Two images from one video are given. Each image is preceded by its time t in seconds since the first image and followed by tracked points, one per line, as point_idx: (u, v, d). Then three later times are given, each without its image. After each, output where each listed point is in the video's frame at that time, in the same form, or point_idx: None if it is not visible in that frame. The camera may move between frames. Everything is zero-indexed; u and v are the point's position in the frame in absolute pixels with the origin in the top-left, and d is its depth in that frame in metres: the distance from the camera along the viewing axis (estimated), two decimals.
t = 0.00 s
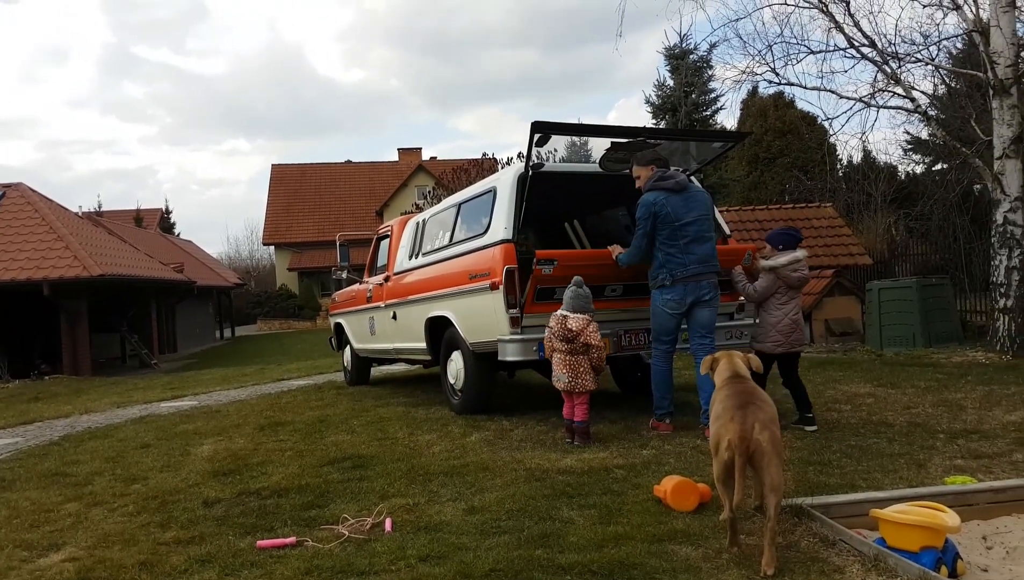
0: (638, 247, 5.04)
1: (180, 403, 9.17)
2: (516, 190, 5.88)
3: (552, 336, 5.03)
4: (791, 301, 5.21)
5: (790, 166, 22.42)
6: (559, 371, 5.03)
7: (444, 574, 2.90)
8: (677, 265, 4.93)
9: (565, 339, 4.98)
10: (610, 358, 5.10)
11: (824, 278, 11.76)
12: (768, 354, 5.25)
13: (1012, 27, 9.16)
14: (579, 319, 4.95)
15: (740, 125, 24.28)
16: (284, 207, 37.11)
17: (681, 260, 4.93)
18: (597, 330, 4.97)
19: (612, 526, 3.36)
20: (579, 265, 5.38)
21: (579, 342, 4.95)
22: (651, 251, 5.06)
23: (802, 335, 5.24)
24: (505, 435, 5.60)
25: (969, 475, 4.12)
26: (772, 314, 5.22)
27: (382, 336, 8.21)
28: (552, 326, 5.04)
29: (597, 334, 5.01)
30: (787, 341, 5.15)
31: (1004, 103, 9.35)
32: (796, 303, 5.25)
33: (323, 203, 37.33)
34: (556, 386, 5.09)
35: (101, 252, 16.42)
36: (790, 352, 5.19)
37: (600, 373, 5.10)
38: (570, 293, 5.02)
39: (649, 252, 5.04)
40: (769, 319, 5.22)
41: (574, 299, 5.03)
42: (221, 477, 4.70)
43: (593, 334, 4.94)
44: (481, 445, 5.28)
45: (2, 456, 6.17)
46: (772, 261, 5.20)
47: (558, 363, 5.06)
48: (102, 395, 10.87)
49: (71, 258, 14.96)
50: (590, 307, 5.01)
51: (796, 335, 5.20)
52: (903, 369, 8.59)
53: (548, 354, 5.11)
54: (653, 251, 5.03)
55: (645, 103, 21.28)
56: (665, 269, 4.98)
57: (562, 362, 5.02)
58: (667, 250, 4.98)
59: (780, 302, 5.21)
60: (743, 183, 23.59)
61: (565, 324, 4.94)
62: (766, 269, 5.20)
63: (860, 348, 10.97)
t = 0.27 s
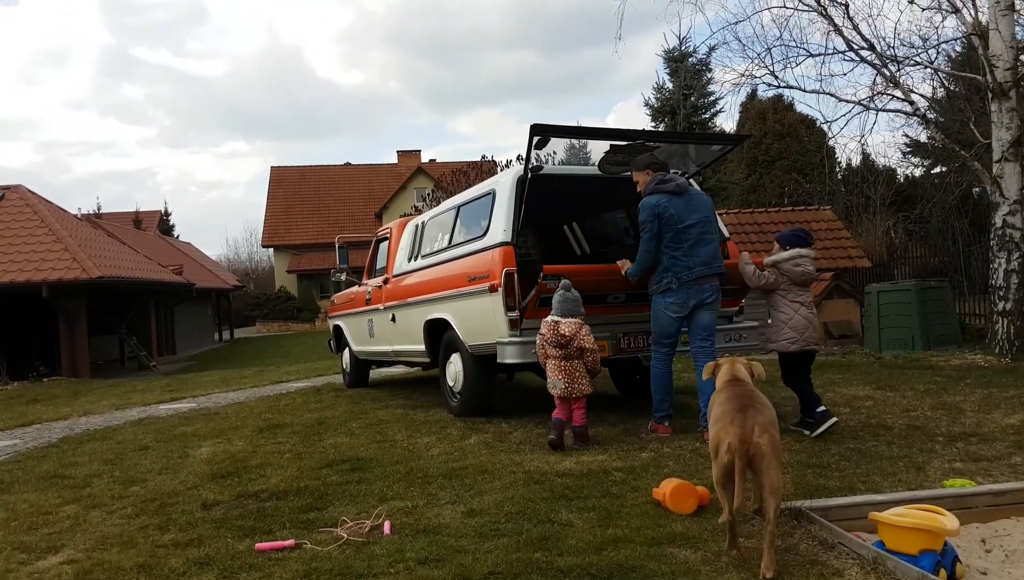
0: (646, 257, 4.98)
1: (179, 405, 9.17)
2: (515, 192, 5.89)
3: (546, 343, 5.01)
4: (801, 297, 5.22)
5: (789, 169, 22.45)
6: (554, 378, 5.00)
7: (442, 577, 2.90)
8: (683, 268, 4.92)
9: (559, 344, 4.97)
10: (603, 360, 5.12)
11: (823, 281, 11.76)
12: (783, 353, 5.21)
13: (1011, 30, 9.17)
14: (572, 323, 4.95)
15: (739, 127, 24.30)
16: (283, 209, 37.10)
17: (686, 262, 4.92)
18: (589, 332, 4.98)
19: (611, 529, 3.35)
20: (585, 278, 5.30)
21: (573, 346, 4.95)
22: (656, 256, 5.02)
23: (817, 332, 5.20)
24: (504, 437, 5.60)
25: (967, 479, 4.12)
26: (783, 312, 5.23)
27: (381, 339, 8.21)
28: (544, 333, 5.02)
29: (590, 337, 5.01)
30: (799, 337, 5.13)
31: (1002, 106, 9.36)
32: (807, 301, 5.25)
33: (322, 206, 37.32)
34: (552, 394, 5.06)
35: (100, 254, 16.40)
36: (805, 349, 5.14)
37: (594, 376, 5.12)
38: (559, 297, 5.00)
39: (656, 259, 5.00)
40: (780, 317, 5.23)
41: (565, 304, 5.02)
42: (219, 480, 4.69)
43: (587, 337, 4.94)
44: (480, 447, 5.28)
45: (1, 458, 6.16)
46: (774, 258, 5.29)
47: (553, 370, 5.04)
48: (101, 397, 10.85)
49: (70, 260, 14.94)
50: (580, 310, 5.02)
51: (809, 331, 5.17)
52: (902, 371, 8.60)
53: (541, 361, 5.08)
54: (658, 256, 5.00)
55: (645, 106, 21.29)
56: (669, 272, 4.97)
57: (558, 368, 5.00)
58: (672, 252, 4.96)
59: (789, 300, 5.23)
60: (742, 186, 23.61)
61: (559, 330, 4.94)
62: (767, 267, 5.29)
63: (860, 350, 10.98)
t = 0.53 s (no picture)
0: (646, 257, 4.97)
1: (178, 408, 9.16)
2: (513, 194, 5.90)
3: (533, 344, 5.02)
4: (806, 300, 5.21)
5: (787, 169, 22.47)
6: (543, 379, 4.98)
7: None
8: (682, 267, 4.92)
9: (546, 344, 4.98)
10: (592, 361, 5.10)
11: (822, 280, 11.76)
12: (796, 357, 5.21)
13: (1008, 30, 9.19)
14: (557, 322, 4.97)
15: (737, 128, 24.33)
16: (282, 212, 37.10)
17: (685, 262, 4.91)
18: (576, 331, 4.98)
19: (611, 530, 3.36)
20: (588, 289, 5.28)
21: (560, 345, 4.95)
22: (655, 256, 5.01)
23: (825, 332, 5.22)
24: (504, 439, 5.60)
25: (967, 478, 4.12)
26: (790, 316, 5.23)
27: (380, 341, 8.22)
28: (531, 334, 5.03)
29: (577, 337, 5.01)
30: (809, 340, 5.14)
31: (1000, 105, 9.37)
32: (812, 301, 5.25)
33: (320, 209, 37.32)
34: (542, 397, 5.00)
35: (99, 258, 16.39)
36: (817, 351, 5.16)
37: (584, 377, 5.08)
38: (543, 299, 5.03)
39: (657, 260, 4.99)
40: (788, 321, 5.23)
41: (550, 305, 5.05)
42: (219, 483, 4.69)
43: (573, 336, 4.93)
44: (480, 449, 5.28)
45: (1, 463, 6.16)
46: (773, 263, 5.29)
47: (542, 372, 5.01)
48: (100, 402, 10.84)
49: (69, 264, 14.92)
50: (567, 309, 5.04)
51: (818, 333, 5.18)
52: (901, 371, 8.60)
53: (530, 364, 5.07)
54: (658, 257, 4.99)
55: (643, 107, 21.30)
56: (668, 272, 4.97)
57: (546, 369, 4.98)
58: (670, 252, 4.97)
59: (795, 303, 5.23)
60: (740, 187, 23.63)
61: (545, 328, 4.95)
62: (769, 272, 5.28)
63: (859, 350, 10.98)
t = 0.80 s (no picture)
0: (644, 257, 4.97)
1: (176, 409, 9.15)
2: (511, 195, 5.91)
3: (531, 346, 5.02)
4: (791, 305, 5.23)
5: (785, 169, 22.49)
6: (541, 381, 4.97)
7: None
8: (678, 267, 4.91)
9: (545, 345, 4.98)
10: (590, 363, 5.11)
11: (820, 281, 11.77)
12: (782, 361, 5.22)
13: (1006, 30, 9.20)
14: (556, 323, 4.98)
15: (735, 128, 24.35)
16: (280, 212, 37.08)
17: (681, 261, 4.91)
18: (575, 333, 5.00)
19: (609, 531, 3.36)
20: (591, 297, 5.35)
21: (559, 346, 4.96)
22: (653, 257, 5.01)
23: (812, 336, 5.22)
24: (502, 439, 5.61)
25: (964, 478, 4.12)
26: (776, 321, 5.24)
27: (378, 341, 8.22)
28: (528, 335, 5.03)
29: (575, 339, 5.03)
30: (795, 344, 5.15)
31: (998, 105, 9.38)
32: (798, 306, 5.26)
33: (319, 209, 37.30)
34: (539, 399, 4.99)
35: (96, 259, 16.36)
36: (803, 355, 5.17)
37: (582, 379, 5.08)
38: (542, 300, 5.05)
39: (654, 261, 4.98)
40: (774, 326, 5.24)
41: (548, 307, 5.06)
42: (217, 484, 4.69)
43: (572, 337, 4.95)
44: (478, 450, 5.28)
45: None
46: (762, 268, 5.31)
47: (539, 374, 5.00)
48: (98, 402, 10.83)
49: (67, 265, 14.90)
50: (565, 311, 5.06)
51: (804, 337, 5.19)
52: (899, 371, 8.61)
53: (527, 366, 5.06)
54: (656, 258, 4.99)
55: (641, 107, 21.31)
56: (665, 272, 4.96)
57: (544, 370, 4.97)
58: (667, 252, 4.97)
59: (780, 308, 5.25)
60: (738, 187, 23.65)
61: (545, 329, 4.96)
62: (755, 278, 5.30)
63: (857, 350, 10.99)
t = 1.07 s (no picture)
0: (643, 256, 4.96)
1: (175, 409, 9.15)
2: (510, 195, 5.91)
3: (533, 344, 5.01)
4: (775, 291, 5.31)
5: (784, 170, 22.50)
6: (540, 380, 4.97)
7: None
8: (678, 266, 4.91)
9: (547, 345, 4.96)
10: (591, 366, 5.08)
11: (819, 281, 11.77)
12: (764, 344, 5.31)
13: (1005, 30, 9.21)
14: (560, 324, 4.96)
15: (734, 128, 24.37)
16: (279, 212, 37.07)
17: (682, 261, 4.91)
18: (577, 335, 4.98)
19: (608, 530, 3.36)
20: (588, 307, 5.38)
21: (561, 346, 4.94)
22: (653, 256, 5.00)
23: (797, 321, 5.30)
24: (501, 440, 5.60)
25: (963, 478, 4.13)
26: (760, 305, 5.31)
27: (377, 342, 8.21)
28: (531, 333, 5.02)
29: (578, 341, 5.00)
30: (778, 327, 5.24)
31: (996, 105, 9.39)
32: (783, 293, 5.33)
33: (317, 209, 37.29)
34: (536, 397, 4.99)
35: (95, 259, 16.35)
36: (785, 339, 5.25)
37: (581, 381, 5.06)
38: (546, 299, 5.04)
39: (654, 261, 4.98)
40: (758, 309, 5.33)
41: (553, 305, 5.04)
42: (216, 484, 4.69)
43: (575, 339, 4.93)
44: (477, 450, 5.28)
45: None
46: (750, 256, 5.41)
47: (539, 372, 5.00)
48: (97, 402, 10.82)
49: (65, 264, 14.90)
50: (569, 312, 5.03)
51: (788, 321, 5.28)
52: (898, 371, 8.62)
53: (528, 364, 5.05)
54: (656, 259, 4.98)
55: (640, 108, 21.31)
56: (665, 272, 4.95)
57: (543, 369, 4.97)
58: (668, 251, 4.96)
59: (765, 293, 5.34)
60: (737, 187, 23.67)
61: (548, 329, 4.94)
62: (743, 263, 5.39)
63: (856, 351, 11.00)
